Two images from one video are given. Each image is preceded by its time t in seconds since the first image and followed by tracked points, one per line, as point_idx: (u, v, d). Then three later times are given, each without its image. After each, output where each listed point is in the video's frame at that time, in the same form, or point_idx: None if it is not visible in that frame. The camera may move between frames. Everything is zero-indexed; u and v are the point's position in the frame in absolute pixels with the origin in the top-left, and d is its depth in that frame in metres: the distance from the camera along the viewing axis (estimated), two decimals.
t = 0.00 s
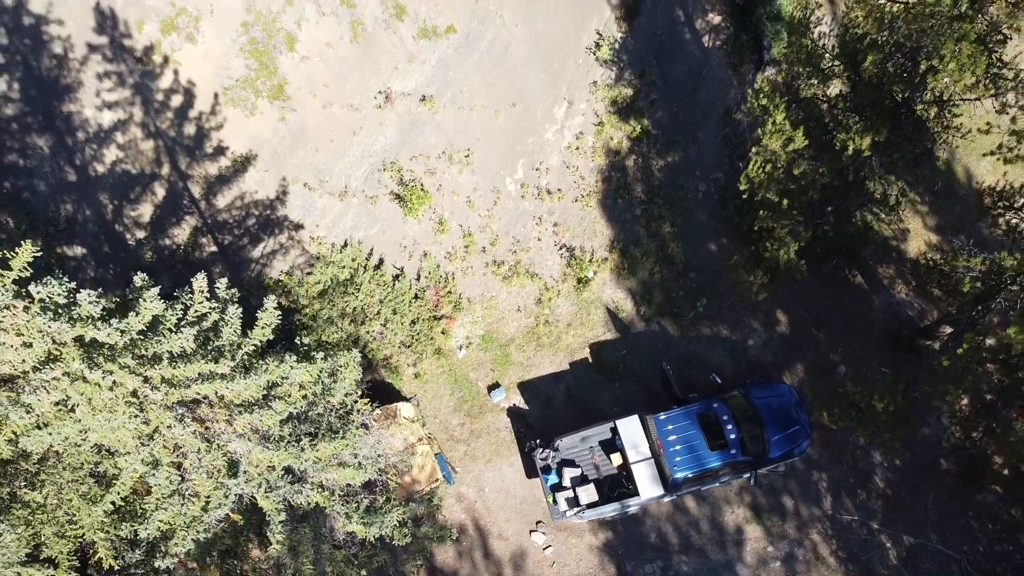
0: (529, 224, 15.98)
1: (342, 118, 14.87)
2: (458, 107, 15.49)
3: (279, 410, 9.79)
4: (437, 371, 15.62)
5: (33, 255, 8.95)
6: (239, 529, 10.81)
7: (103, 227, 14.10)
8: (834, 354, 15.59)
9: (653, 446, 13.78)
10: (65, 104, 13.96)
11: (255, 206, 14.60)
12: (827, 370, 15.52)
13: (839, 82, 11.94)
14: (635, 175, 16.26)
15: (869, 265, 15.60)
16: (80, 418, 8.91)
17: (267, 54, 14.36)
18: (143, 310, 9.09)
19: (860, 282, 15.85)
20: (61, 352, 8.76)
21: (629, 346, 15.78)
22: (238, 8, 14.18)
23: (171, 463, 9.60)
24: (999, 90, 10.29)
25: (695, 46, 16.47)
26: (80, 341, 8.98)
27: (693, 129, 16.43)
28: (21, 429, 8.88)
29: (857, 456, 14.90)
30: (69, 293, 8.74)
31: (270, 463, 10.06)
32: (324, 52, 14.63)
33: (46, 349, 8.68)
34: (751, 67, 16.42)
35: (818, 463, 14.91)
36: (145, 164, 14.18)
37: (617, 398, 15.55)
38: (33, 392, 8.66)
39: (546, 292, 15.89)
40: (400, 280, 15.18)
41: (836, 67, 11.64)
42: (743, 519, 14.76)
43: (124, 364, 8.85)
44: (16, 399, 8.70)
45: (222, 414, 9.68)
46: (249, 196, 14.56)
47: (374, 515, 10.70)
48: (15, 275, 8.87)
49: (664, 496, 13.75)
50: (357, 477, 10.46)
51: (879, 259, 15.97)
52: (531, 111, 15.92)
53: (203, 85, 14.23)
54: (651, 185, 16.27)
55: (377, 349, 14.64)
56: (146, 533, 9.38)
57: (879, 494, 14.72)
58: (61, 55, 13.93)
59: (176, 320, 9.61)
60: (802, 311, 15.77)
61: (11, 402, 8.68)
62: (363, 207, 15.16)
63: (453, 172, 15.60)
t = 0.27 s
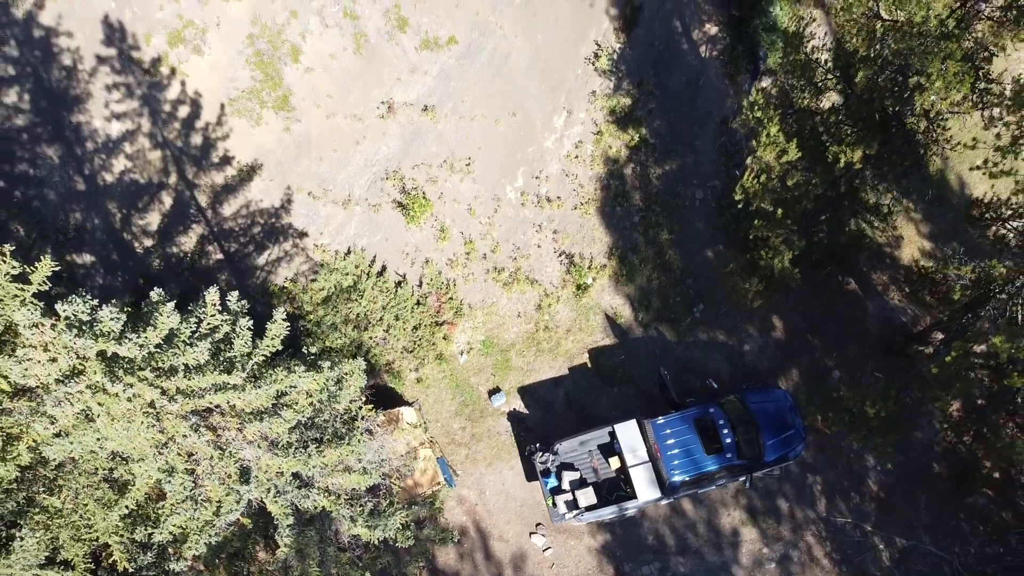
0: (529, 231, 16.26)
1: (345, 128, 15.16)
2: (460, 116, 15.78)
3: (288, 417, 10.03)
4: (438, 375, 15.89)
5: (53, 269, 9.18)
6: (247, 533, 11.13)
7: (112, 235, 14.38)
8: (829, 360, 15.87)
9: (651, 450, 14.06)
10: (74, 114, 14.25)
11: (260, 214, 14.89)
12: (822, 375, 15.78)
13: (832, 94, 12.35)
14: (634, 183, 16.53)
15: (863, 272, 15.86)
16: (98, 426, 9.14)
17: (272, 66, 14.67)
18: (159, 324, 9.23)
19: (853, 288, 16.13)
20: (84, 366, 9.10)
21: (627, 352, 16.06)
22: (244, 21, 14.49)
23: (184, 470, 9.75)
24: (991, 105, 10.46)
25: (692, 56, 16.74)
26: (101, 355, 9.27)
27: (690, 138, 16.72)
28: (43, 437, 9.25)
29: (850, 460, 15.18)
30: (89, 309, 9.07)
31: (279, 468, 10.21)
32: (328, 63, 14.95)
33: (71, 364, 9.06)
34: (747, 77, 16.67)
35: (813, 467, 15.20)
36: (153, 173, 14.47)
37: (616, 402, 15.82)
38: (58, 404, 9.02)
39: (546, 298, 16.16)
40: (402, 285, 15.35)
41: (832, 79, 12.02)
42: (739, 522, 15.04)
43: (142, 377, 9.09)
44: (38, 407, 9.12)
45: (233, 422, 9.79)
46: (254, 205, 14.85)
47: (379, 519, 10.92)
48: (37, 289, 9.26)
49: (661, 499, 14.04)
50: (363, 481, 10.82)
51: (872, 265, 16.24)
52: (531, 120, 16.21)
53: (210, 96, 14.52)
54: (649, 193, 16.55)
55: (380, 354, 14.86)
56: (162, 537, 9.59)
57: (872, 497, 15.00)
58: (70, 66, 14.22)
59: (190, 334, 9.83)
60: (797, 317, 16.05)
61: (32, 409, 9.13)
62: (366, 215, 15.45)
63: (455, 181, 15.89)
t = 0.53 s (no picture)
0: (529, 238, 16.55)
1: (349, 137, 15.46)
2: (461, 125, 16.06)
3: (296, 425, 10.31)
4: (440, 380, 16.17)
5: (68, 283, 9.53)
6: (254, 535, 11.39)
7: (120, 243, 14.69)
8: (823, 364, 16.13)
9: (648, 454, 14.34)
10: (84, 124, 14.56)
11: (265, 222, 15.19)
12: (817, 380, 16.04)
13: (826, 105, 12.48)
14: (632, 191, 16.81)
15: (857, 278, 16.12)
16: (115, 434, 9.43)
17: (277, 76, 14.96)
18: (175, 337, 9.49)
19: (848, 294, 16.39)
20: (105, 379, 9.34)
21: (625, 356, 16.34)
22: (250, 32, 14.78)
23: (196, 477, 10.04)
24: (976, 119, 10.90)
25: (690, 66, 17.02)
26: (121, 367, 9.49)
27: (687, 146, 17.00)
28: (63, 444, 9.61)
29: (844, 463, 15.46)
30: (107, 325, 9.26)
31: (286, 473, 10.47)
32: (332, 74, 15.25)
33: (93, 377, 9.32)
34: (743, 86, 16.91)
35: (808, 470, 15.48)
36: (160, 183, 14.78)
37: (614, 406, 16.11)
38: (80, 416, 9.22)
39: (546, 304, 16.45)
40: (405, 292, 15.68)
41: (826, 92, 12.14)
42: (735, 524, 15.32)
43: (159, 390, 9.27)
44: (58, 417, 9.49)
45: (243, 430, 10.10)
46: (260, 213, 15.15)
47: (382, 521, 11.27)
48: (52, 302, 9.75)
49: (658, 502, 14.31)
50: (368, 486, 11.05)
51: (867, 271, 16.47)
52: (531, 129, 16.50)
53: (216, 106, 14.82)
54: (647, 201, 16.83)
55: (382, 358, 15.15)
56: (176, 541, 9.90)
57: (866, 499, 15.29)
58: (79, 77, 14.52)
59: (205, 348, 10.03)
60: (792, 322, 16.31)
61: (51, 418, 9.51)
62: (369, 222, 15.73)
63: (456, 188, 16.17)
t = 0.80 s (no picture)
0: (530, 244, 16.83)
1: (353, 146, 15.76)
2: (462, 133, 16.35)
3: (304, 432, 10.60)
4: (441, 384, 16.46)
5: (86, 296, 9.90)
6: (261, 538, 11.67)
7: (128, 251, 15.00)
8: (818, 369, 16.38)
9: (645, 457, 14.64)
10: (92, 134, 14.86)
11: (270, 229, 15.49)
12: (813, 384, 16.28)
13: (819, 117, 12.75)
14: (630, 198, 17.09)
15: (851, 283, 16.32)
16: (132, 440, 9.72)
17: (282, 87, 15.25)
18: (188, 348, 9.76)
19: (843, 299, 16.58)
20: (125, 391, 9.62)
21: (624, 361, 16.62)
22: (255, 44, 15.07)
23: (208, 481, 10.26)
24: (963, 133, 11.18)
25: (687, 75, 17.31)
26: (140, 378, 9.85)
27: (685, 154, 17.29)
28: (81, 451, 9.92)
29: (839, 466, 15.73)
30: (126, 338, 9.66)
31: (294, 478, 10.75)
32: (335, 84, 15.54)
33: (114, 388, 9.63)
34: (740, 95, 17.19)
35: (803, 472, 15.76)
36: (168, 191, 15.08)
37: (613, 410, 16.38)
38: (101, 424, 9.57)
39: (546, 309, 16.73)
40: (407, 298, 15.90)
41: (820, 106, 12.46)
42: (731, 526, 15.61)
43: (176, 399, 9.62)
44: (76, 425, 9.83)
45: (253, 436, 10.33)
46: (265, 220, 15.45)
47: (386, 524, 11.55)
48: (71, 313, 10.04)
49: (656, 504, 14.61)
50: (373, 490, 11.30)
51: (861, 277, 16.68)
52: (531, 137, 16.79)
53: (222, 116, 15.12)
54: (645, 208, 17.10)
55: (385, 363, 15.49)
56: (190, 544, 10.07)
57: (860, 502, 15.57)
58: (88, 88, 14.82)
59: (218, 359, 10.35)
60: (788, 327, 16.54)
61: (69, 427, 9.84)
62: (372, 229, 16.02)
63: (457, 196, 16.46)
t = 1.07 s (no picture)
0: (530, 250, 17.11)
1: (356, 154, 16.04)
2: (463, 142, 16.64)
3: (312, 437, 10.89)
4: (443, 388, 16.76)
5: (101, 306, 10.12)
6: (268, 540, 11.93)
7: (136, 258, 15.30)
8: (814, 373, 16.61)
9: (644, 459, 14.90)
10: (101, 143, 15.15)
11: (275, 236, 15.79)
12: (808, 389, 16.52)
13: (813, 127, 13.03)
14: (629, 205, 17.36)
15: (846, 289, 16.55)
16: (147, 445, 10.02)
17: (287, 96, 15.55)
18: (202, 358, 10.07)
19: (837, 304, 16.84)
20: (143, 400, 9.90)
21: (622, 365, 16.91)
22: (261, 54, 15.39)
23: (219, 486, 10.51)
24: (952, 144, 11.50)
25: (685, 84, 17.59)
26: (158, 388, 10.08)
27: (683, 162, 17.58)
28: (99, 456, 10.28)
29: (834, 469, 16.00)
30: (142, 349, 9.94)
31: (301, 482, 11.01)
32: (339, 93, 15.83)
33: (132, 398, 9.92)
34: (737, 103, 17.50)
35: (798, 475, 16.04)
36: (175, 199, 15.38)
37: (611, 413, 16.66)
38: (119, 431, 9.89)
39: (546, 314, 17.01)
40: (410, 303, 16.24)
41: (814, 115, 12.85)
42: (728, 527, 15.91)
43: (191, 407, 9.88)
44: (95, 431, 10.19)
45: (262, 441, 10.60)
46: (270, 227, 15.75)
47: (389, 526, 11.84)
48: (86, 324, 10.28)
49: (654, 506, 14.87)
50: (377, 492, 11.60)
51: (856, 283, 16.89)
52: (531, 146, 17.07)
53: (228, 126, 15.41)
54: (643, 214, 17.37)
55: (388, 367, 15.80)
56: (201, 545, 10.33)
57: (854, 504, 15.85)
58: (97, 98, 15.11)
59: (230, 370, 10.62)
60: (784, 332, 16.78)
61: (88, 432, 10.20)
62: (375, 236, 16.31)
63: (459, 203, 16.75)
